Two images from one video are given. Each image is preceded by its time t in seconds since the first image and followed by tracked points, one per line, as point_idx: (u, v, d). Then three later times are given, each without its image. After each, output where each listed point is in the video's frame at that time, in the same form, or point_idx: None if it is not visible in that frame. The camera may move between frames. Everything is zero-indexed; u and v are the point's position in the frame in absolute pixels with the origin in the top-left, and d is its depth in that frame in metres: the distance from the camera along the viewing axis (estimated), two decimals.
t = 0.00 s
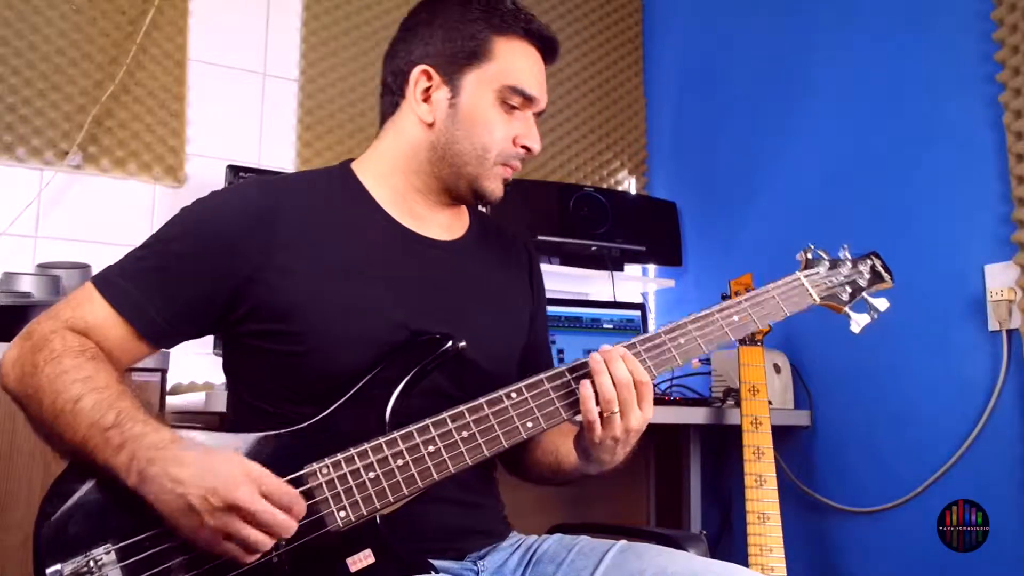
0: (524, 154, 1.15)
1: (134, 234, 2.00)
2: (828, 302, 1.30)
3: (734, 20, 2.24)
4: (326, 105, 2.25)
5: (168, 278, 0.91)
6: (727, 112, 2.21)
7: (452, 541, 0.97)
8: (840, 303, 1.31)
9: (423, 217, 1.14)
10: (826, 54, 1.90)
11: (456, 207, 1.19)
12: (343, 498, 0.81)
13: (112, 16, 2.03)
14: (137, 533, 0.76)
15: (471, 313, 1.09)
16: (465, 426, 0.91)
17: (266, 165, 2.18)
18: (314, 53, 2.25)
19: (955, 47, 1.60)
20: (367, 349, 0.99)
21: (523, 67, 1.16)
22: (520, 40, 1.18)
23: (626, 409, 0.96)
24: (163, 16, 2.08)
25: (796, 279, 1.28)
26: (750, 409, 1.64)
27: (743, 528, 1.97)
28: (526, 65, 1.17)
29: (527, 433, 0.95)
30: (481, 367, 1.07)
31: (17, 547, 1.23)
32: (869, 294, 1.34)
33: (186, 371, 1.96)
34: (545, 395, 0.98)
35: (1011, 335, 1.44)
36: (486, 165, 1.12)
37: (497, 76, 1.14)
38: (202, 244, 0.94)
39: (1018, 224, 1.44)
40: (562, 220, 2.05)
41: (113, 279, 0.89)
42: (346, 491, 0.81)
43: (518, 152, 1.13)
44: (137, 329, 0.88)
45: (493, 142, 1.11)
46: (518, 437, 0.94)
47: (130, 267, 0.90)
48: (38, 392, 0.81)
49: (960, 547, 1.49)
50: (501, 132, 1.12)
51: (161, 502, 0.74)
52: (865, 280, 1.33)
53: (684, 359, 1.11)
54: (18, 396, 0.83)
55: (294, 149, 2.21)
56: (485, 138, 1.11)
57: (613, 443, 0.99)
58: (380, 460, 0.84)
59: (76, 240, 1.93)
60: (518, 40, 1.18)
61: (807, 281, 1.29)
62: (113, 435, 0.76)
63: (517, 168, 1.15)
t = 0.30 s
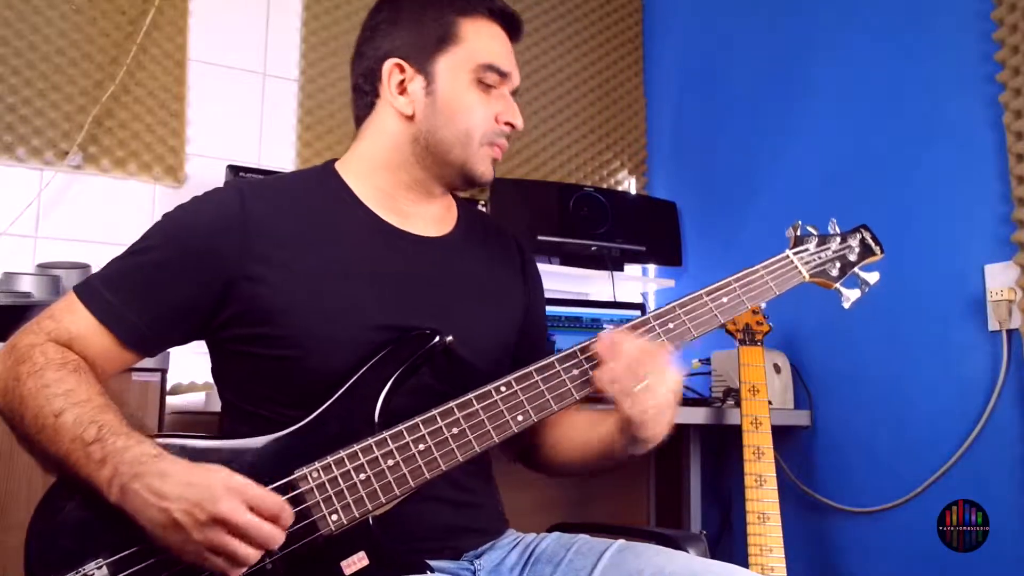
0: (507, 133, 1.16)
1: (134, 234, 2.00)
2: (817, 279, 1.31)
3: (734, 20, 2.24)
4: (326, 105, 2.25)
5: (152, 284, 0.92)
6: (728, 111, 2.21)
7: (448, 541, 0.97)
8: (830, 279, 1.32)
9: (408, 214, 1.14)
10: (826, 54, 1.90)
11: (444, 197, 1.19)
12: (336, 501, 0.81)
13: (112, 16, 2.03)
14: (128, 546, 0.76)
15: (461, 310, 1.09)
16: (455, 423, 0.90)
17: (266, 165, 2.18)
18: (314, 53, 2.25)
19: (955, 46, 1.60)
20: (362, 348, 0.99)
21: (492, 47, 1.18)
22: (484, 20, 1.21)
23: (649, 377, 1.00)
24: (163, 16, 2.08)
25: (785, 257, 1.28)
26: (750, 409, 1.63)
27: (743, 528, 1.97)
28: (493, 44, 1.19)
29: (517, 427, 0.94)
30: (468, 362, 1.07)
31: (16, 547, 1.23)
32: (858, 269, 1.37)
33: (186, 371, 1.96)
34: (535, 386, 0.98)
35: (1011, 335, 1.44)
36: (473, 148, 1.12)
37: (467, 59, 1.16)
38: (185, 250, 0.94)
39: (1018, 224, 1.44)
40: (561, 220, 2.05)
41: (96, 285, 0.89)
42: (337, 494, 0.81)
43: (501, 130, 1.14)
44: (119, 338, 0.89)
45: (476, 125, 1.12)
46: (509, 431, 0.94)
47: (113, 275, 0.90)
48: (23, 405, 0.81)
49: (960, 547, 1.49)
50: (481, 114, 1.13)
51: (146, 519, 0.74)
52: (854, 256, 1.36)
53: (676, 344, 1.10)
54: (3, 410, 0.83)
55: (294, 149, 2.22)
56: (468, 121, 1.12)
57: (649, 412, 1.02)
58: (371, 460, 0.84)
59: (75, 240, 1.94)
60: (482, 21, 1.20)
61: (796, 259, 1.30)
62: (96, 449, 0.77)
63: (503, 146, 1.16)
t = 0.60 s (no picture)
0: (507, 119, 1.16)
1: (134, 234, 1.99)
2: (828, 279, 1.28)
3: (734, 20, 2.24)
4: (326, 105, 2.25)
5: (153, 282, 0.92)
6: (728, 111, 2.22)
7: (450, 541, 0.98)
8: (840, 279, 1.30)
9: (411, 209, 1.14)
10: (826, 55, 1.90)
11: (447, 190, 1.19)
12: (335, 503, 0.81)
13: (112, 16, 2.03)
14: (129, 547, 0.76)
15: (466, 309, 1.09)
16: (456, 426, 0.90)
17: (266, 165, 2.18)
18: (314, 53, 2.25)
19: (955, 46, 1.60)
20: (364, 347, 0.99)
21: (484, 37, 1.19)
22: (474, 11, 1.22)
23: (743, 339, 1.04)
24: (163, 16, 2.08)
25: (794, 256, 1.27)
26: (750, 409, 1.64)
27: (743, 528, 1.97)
28: (486, 32, 1.20)
29: (520, 430, 0.94)
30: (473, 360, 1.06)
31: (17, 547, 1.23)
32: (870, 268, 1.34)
33: (186, 371, 1.96)
34: (538, 388, 0.98)
35: (1011, 335, 1.44)
36: (473, 134, 1.12)
37: (460, 48, 1.17)
38: (186, 248, 0.94)
39: (1017, 224, 1.44)
40: (561, 220, 2.05)
41: (98, 285, 0.89)
42: (336, 497, 0.81)
43: (501, 116, 1.14)
44: (121, 335, 0.89)
45: (475, 111, 1.12)
46: (511, 434, 0.93)
47: (115, 272, 0.90)
48: (24, 405, 0.81)
49: (960, 547, 1.49)
50: (479, 100, 1.13)
51: (153, 523, 0.73)
52: (868, 254, 1.34)
53: (681, 346, 1.10)
54: (4, 408, 0.83)
55: (294, 149, 2.21)
56: (467, 108, 1.13)
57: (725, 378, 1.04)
58: (371, 464, 0.84)
59: (75, 240, 1.93)
60: (472, 9, 1.22)
61: (805, 257, 1.28)
62: (99, 452, 0.76)
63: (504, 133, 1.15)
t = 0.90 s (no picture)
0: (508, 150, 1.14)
1: (135, 234, 2.00)
2: (811, 270, 1.30)
3: (733, 19, 2.24)
4: (326, 105, 2.25)
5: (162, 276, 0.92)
6: (727, 111, 2.21)
7: (451, 540, 0.98)
8: (823, 271, 1.31)
9: (414, 212, 1.14)
10: (826, 55, 1.90)
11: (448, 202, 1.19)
12: (332, 503, 0.80)
13: (112, 16, 2.03)
14: (129, 549, 0.75)
15: (466, 308, 1.09)
16: (451, 423, 0.90)
17: (266, 165, 2.18)
18: (314, 53, 2.25)
19: (955, 45, 1.60)
20: (364, 347, 0.99)
21: (508, 63, 1.15)
22: (504, 34, 1.18)
23: (729, 331, 1.06)
24: (163, 16, 2.08)
25: (780, 250, 1.28)
26: (750, 409, 1.64)
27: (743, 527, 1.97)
28: (514, 61, 1.16)
29: (514, 425, 0.94)
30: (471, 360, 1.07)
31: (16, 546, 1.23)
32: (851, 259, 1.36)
33: (186, 371, 1.96)
34: (531, 384, 0.98)
35: (1011, 335, 1.44)
36: (469, 162, 1.12)
37: (479, 71, 1.14)
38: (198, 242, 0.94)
39: (1017, 224, 1.44)
40: (561, 219, 2.05)
41: (106, 275, 0.89)
42: (334, 496, 0.81)
43: (502, 147, 1.13)
44: (131, 328, 0.89)
45: (476, 140, 1.11)
46: (505, 429, 0.93)
47: (125, 263, 0.90)
48: (29, 392, 0.80)
49: (960, 547, 1.49)
50: (484, 129, 1.12)
51: (158, 515, 0.73)
52: (848, 246, 1.36)
53: (671, 340, 1.11)
54: (7, 396, 0.82)
55: (294, 149, 2.22)
56: (469, 135, 1.12)
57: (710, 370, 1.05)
58: (367, 463, 0.84)
59: (76, 240, 1.94)
60: (504, 33, 1.18)
61: (790, 250, 1.29)
62: (109, 437, 0.76)
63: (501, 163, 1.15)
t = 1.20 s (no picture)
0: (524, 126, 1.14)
1: (135, 233, 2.00)
2: (802, 274, 1.31)
3: (733, 20, 2.24)
4: (326, 105, 2.25)
5: (180, 267, 0.92)
6: (727, 111, 2.21)
7: (455, 540, 0.97)
8: (815, 276, 1.32)
9: (434, 211, 1.14)
10: (826, 55, 1.90)
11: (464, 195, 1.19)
12: (336, 500, 0.80)
13: (112, 16, 2.03)
14: (132, 545, 0.74)
15: (470, 308, 1.08)
16: (453, 421, 0.90)
17: (266, 165, 2.18)
18: (314, 53, 2.25)
19: (955, 45, 1.60)
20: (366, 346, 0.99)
21: (500, 42, 1.17)
22: (493, 16, 1.20)
23: (719, 334, 1.06)
24: (163, 16, 2.08)
25: (773, 252, 1.29)
26: (750, 409, 1.64)
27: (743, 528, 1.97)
28: (504, 39, 1.18)
29: (516, 423, 0.94)
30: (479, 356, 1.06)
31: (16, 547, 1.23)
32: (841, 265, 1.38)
33: (186, 371, 1.96)
34: (532, 383, 0.98)
35: (1011, 335, 1.44)
36: (487, 145, 1.11)
37: (476, 56, 1.15)
38: (215, 237, 0.95)
39: (1017, 224, 1.44)
40: (562, 220, 2.04)
41: (124, 253, 0.90)
42: (338, 493, 0.80)
43: (517, 124, 1.13)
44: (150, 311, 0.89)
45: (489, 122, 1.12)
46: (507, 428, 0.93)
47: (144, 251, 0.91)
48: (45, 355, 0.81)
49: (960, 547, 1.49)
50: (495, 110, 1.12)
51: (166, 475, 0.74)
52: (838, 251, 1.36)
53: (668, 341, 1.12)
54: (25, 363, 0.83)
55: (294, 149, 2.22)
56: (482, 118, 1.12)
57: (699, 372, 1.05)
58: (371, 459, 0.83)
59: (76, 240, 1.94)
60: (492, 14, 1.20)
61: (783, 254, 1.30)
62: (121, 399, 0.77)
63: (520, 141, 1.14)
